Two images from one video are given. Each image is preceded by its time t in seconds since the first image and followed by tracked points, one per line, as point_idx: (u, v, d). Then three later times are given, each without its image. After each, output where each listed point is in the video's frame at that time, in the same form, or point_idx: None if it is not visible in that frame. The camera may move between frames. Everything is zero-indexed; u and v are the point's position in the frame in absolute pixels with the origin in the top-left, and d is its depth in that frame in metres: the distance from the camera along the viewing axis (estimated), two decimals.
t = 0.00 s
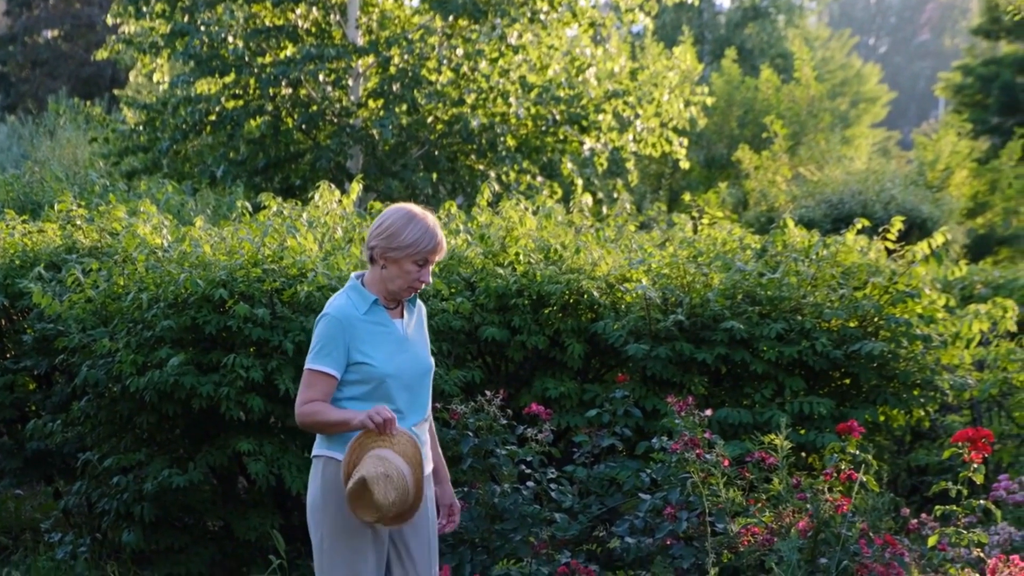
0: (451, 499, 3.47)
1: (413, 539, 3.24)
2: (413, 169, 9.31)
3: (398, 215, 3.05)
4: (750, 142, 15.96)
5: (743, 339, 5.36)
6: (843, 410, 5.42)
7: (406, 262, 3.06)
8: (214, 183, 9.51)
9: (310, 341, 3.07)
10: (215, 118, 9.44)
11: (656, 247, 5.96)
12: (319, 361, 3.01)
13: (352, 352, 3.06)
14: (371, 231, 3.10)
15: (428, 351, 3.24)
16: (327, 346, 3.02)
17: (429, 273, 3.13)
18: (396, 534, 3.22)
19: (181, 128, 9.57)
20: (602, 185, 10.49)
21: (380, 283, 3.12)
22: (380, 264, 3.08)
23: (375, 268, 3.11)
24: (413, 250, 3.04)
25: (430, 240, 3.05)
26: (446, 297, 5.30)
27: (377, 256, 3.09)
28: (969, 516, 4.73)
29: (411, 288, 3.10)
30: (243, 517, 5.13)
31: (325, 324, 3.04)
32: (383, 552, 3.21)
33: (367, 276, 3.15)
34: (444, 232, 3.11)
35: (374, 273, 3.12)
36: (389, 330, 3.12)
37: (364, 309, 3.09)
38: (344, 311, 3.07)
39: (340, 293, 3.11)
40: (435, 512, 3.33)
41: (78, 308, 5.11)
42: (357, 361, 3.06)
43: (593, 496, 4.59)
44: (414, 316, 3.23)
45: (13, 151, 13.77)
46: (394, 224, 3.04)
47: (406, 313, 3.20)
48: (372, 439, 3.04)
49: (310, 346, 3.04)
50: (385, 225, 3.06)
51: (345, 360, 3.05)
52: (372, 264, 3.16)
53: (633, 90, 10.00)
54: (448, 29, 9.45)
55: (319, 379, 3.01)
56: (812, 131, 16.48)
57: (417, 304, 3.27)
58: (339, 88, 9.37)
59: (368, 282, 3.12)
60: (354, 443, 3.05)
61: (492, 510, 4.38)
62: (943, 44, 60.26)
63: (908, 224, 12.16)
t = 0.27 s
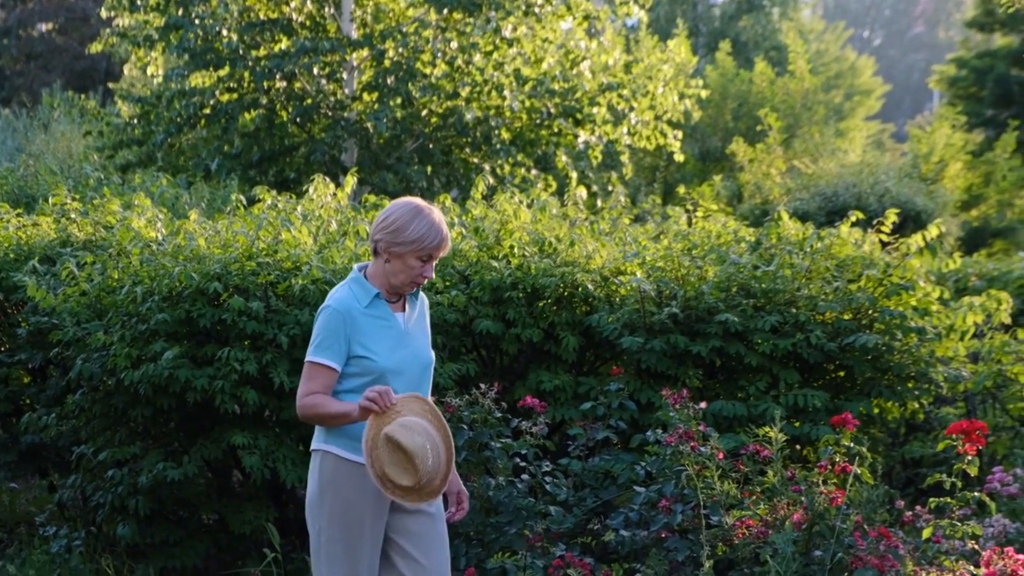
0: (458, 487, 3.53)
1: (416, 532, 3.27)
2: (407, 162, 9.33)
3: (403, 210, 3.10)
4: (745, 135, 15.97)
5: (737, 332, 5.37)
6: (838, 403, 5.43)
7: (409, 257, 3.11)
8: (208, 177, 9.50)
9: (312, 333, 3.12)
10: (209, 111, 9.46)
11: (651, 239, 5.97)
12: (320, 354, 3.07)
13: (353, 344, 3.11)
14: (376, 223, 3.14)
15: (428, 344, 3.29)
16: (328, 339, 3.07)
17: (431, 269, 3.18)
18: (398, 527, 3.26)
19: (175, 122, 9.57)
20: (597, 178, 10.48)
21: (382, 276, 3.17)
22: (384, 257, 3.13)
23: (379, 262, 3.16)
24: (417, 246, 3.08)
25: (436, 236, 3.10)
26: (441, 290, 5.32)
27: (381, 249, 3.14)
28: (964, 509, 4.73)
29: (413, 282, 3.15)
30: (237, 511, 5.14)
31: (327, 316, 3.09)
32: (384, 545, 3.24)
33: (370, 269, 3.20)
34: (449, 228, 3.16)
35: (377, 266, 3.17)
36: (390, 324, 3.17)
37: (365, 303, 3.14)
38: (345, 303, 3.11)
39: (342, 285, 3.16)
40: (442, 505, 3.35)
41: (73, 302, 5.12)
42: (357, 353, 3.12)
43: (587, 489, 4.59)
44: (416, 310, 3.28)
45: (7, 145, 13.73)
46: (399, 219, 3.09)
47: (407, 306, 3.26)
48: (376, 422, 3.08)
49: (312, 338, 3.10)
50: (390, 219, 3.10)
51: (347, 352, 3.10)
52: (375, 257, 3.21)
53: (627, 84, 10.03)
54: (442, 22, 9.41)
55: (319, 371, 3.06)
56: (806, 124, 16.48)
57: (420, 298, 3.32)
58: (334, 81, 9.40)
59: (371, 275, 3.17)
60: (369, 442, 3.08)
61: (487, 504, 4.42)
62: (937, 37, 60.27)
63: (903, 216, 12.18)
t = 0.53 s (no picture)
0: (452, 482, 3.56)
1: (414, 524, 3.29)
2: (400, 157, 9.32)
3: (406, 205, 3.10)
4: (737, 129, 15.97)
5: (729, 326, 5.38)
6: (830, 397, 5.44)
7: (410, 253, 3.11)
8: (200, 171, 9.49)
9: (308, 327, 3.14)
10: (201, 105, 9.43)
11: (643, 234, 5.97)
12: (316, 348, 3.07)
13: (349, 339, 3.13)
14: (377, 218, 3.16)
15: (427, 341, 3.29)
16: (324, 332, 3.09)
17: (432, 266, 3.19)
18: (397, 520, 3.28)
19: (167, 116, 9.55)
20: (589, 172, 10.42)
21: (382, 271, 3.19)
22: (385, 252, 3.14)
23: (380, 257, 3.18)
24: (419, 242, 3.09)
25: (439, 233, 3.10)
26: (432, 285, 5.33)
27: (382, 244, 3.15)
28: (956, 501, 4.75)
29: (413, 278, 3.17)
30: (230, 506, 5.12)
31: (324, 310, 3.10)
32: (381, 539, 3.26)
33: (370, 264, 3.22)
34: (452, 225, 3.16)
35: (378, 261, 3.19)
36: (387, 319, 3.18)
37: (363, 297, 3.15)
38: (343, 297, 3.13)
39: (341, 280, 3.17)
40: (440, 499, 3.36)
41: (65, 296, 5.11)
42: (353, 347, 3.13)
43: (580, 484, 4.60)
44: (416, 306, 3.29)
45: None
46: (401, 213, 3.09)
47: (406, 302, 3.27)
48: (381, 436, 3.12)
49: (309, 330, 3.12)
50: (393, 214, 3.10)
51: (343, 345, 3.12)
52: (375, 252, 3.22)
53: (619, 78, 10.01)
54: (435, 16, 9.39)
55: (314, 365, 3.08)
56: (798, 117, 16.48)
57: (423, 294, 3.33)
58: (326, 75, 9.32)
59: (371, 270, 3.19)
60: (384, 461, 3.12)
61: (480, 498, 4.42)
62: (929, 31, 60.35)
63: (895, 210, 12.21)
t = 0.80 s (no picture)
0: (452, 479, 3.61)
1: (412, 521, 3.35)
2: (390, 153, 9.25)
3: (404, 202, 3.08)
4: (727, 124, 15.98)
5: (720, 320, 5.39)
6: (821, 390, 5.46)
7: (406, 251, 3.11)
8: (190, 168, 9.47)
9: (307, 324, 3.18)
10: (191, 102, 9.41)
11: (633, 228, 5.98)
12: (312, 345, 3.11)
13: (345, 337, 3.15)
14: (376, 215, 3.16)
15: (428, 337, 3.29)
16: (319, 329, 3.12)
17: (431, 262, 3.18)
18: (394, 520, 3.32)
19: (157, 112, 9.52)
20: (580, 168, 10.38)
21: (381, 268, 3.20)
22: (383, 250, 3.15)
23: (378, 254, 3.19)
24: (416, 240, 3.08)
25: (436, 230, 3.09)
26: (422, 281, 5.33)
27: (380, 242, 3.16)
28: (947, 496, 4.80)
29: (411, 276, 3.16)
30: (221, 502, 5.12)
31: (319, 309, 3.14)
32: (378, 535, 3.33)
33: (370, 260, 3.23)
34: (451, 222, 3.14)
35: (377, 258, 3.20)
36: (385, 316, 3.19)
37: (360, 295, 3.18)
38: (340, 295, 3.16)
39: (340, 277, 3.20)
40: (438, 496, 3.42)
41: (55, 293, 5.11)
42: (349, 346, 3.16)
43: (571, 479, 4.62)
44: (417, 303, 3.29)
45: None
46: (397, 211, 3.08)
47: (408, 298, 3.27)
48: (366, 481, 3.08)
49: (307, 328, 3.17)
50: (391, 211, 3.09)
51: (338, 343, 3.14)
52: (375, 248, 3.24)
53: (608, 73, 10.01)
54: (424, 12, 9.40)
55: (309, 363, 3.12)
56: (788, 112, 16.50)
57: (425, 290, 3.33)
58: (316, 71, 9.37)
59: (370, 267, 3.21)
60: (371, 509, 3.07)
61: (471, 493, 4.43)
62: (918, 25, 60.47)
63: (884, 204, 12.25)
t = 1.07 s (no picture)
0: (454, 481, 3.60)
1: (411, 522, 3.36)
2: (379, 149, 9.26)
3: (402, 201, 3.13)
4: (716, 120, 16.01)
5: (709, 317, 5.41)
6: (810, 387, 5.48)
7: (405, 250, 3.15)
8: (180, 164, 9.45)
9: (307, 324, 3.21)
10: (181, 98, 9.37)
11: (622, 225, 5.99)
12: (311, 345, 3.14)
13: (344, 336, 3.18)
14: (375, 216, 3.20)
15: (428, 335, 3.32)
16: (318, 329, 3.15)
17: (430, 261, 3.22)
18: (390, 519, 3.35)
19: (146, 109, 9.50)
20: (569, 164, 10.37)
21: (380, 267, 3.23)
22: (382, 249, 3.18)
23: (378, 254, 3.22)
24: (414, 238, 3.12)
25: (434, 229, 3.13)
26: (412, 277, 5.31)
27: (379, 242, 3.19)
28: (937, 492, 4.80)
29: (410, 275, 3.20)
30: (210, 499, 5.12)
31: (318, 309, 3.17)
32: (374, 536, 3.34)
33: (369, 260, 3.26)
34: (448, 220, 3.18)
35: (376, 257, 3.23)
36: (384, 315, 3.22)
37: (359, 294, 3.21)
38: (339, 295, 3.19)
39: (339, 276, 3.23)
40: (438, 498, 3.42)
41: (44, 290, 5.10)
42: (348, 345, 3.18)
43: (560, 475, 4.64)
44: (417, 301, 3.32)
45: None
46: (395, 211, 3.12)
47: (407, 297, 3.30)
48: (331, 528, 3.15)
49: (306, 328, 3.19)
50: (390, 210, 3.13)
51: (337, 343, 3.17)
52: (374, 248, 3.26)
53: (598, 69, 10.01)
54: (414, 8, 9.39)
55: (308, 362, 3.15)
56: (778, 109, 16.52)
57: (425, 288, 3.36)
58: (305, 68, 9.35)
59: (369, 266, 3.23)
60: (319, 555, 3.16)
61: (460, 490, 4.44)
62: (908, 22, 60.60)
63: (874, 200, 12.29)
